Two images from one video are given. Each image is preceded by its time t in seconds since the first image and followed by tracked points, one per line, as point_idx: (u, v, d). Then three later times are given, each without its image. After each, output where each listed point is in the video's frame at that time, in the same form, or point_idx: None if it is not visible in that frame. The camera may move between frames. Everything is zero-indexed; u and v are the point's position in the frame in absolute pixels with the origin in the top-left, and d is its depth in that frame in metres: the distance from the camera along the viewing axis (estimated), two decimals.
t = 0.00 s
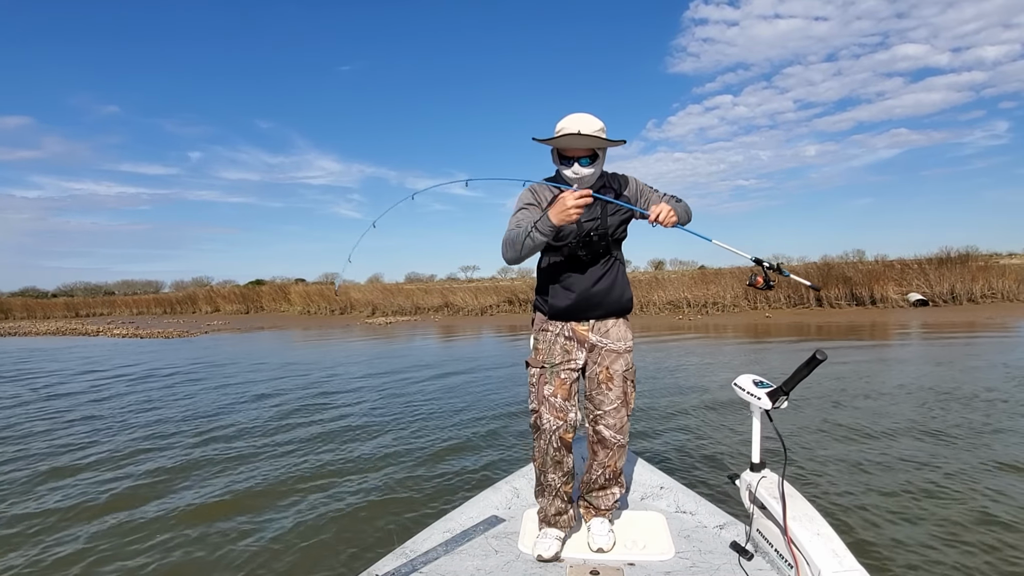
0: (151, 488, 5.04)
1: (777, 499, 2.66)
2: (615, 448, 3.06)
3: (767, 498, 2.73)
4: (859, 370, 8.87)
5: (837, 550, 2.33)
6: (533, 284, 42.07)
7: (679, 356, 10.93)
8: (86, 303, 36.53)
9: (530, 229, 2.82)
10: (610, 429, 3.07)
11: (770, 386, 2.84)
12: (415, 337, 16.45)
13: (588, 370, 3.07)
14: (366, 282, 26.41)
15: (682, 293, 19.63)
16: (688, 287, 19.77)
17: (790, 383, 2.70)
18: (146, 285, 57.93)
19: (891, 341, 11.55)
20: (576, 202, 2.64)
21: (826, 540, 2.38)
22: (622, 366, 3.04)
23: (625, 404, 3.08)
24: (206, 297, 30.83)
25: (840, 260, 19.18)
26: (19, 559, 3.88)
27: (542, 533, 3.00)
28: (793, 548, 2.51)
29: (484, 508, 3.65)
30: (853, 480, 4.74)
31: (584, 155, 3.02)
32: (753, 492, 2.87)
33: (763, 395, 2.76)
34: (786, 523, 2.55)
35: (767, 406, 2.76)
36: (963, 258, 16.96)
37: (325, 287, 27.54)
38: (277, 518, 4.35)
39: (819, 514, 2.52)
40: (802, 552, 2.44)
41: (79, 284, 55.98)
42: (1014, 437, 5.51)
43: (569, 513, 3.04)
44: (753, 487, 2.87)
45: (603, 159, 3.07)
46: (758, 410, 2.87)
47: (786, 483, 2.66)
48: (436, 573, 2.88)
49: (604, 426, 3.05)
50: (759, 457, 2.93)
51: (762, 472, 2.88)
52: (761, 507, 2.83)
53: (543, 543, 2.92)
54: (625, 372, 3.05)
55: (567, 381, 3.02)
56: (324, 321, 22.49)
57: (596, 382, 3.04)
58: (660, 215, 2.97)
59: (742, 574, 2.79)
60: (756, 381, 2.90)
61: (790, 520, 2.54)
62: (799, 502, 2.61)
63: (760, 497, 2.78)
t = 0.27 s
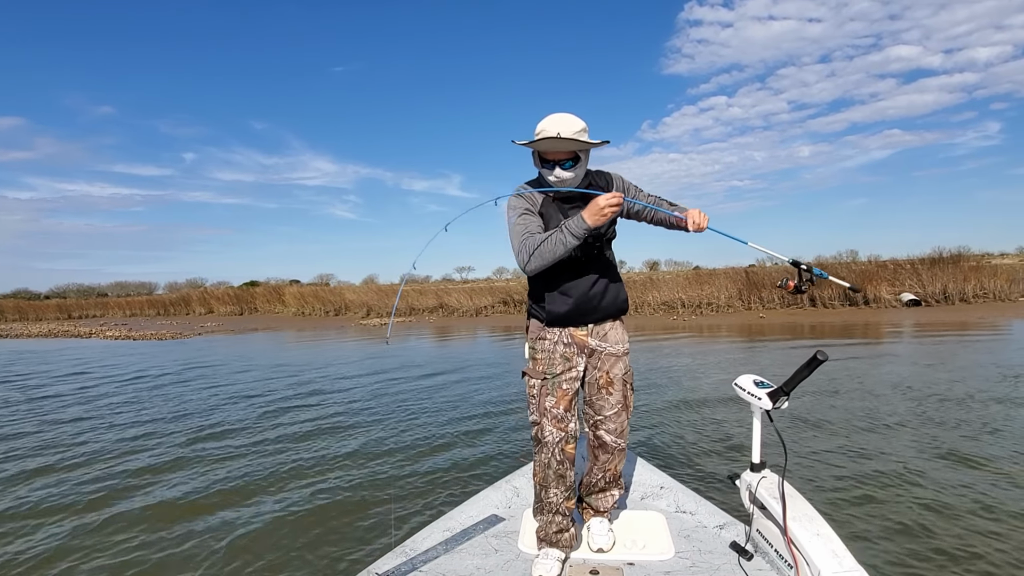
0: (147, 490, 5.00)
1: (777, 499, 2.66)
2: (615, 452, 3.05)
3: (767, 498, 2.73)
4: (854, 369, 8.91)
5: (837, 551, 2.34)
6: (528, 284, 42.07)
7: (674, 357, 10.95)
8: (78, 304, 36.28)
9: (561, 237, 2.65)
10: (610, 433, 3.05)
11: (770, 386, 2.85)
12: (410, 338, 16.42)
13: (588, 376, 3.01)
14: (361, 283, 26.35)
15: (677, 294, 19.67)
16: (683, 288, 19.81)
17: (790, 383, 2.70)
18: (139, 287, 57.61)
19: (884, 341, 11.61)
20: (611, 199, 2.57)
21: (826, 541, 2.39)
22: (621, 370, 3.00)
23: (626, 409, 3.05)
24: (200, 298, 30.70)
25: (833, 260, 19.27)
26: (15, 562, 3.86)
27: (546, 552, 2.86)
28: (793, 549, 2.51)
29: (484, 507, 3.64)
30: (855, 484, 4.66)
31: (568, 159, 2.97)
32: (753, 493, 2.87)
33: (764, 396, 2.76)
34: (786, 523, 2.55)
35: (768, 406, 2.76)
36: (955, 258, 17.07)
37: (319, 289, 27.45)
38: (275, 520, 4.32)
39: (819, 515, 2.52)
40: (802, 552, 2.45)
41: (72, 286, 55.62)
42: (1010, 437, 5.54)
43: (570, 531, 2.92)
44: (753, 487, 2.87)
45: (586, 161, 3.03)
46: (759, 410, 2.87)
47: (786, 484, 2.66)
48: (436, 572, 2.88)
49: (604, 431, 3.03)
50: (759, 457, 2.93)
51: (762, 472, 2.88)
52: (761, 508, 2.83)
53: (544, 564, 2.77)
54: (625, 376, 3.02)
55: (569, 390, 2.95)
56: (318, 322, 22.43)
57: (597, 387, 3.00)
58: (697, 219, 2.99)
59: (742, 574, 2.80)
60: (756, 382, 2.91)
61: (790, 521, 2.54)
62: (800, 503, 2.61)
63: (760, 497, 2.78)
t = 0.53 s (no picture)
0: (143, 490, 4.99)
1: (778, 498, 2.66)
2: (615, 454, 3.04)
3: (768, 497, 2.73)
4: (848, 369, 8.95)
5: (839, 550, 2.35)
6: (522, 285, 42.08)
7: (670, 357, 10.98)
8: (69, 306, 36.03)
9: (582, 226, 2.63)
10: (610, 436, 3.04)
11: (772, 385, 2.85)
12: (404, 339, 16.39)
13: (585, 379, 3.02)
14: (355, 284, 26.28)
15: (671, 294, 19.72)
16: (677, 288, 19.86)
17: (791, 382, 2.71)
18: (131, 288, 57.24)
19: (877, 340, 11.68)
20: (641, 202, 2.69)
21: (828, 540, 2.39)
22: (618, 371, 3.00)
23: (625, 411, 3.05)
24: (193, 299, 30.56)
25: (827, 260, 19.37)
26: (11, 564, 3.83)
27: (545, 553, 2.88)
28: (795, 548, 2.52)
29: (486, 507, 3.64)
30: (850, 487, 4.59)
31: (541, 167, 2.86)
32: (754, 492, 2.87)
33: (765, 395, 2.77)
34: (788, 522, 2.56)
35: (769, 405, 2.76)
36: (946, 258, 17.19)
37: (313, 289, 27.36)
38: (275, 521, 4.32)
39: (821, 514, 2.53)
40: (804, 552, 2.45)
41: (63, 287, 55.22)
42: (1006, 436, 5.57)
43: (570, 532, 2.93)
44: (754, 486, 2.87)
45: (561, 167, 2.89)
46: (760, 409, 2.87)
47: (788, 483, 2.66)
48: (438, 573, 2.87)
49: (604, 434, 3.02)
50: (760, 457, 2.93)
51: (763, 471, 2.88)
52: (763, 507, 2.83)
53: (546, 565, 2.77)
54: (622, 376, 3.02)
55: (562, 395, 2.94)
56: (312, 323, 22.36)
57: (594, 390, 3.00)
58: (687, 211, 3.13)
59: (744, 574, 2.80)
60: (757, 381, 2.91)
61: (791, 520, 2.55)
62: (801, 502, 2.62)
63: (761, 497, 2.79)
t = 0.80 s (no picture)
0: (142, 492, 4.98)
1: (781, 495, 2.67)
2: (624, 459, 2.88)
3: (770, 495, 2.74)
4: (843, 369, 9.00)
5: (842, 547, 2.36)
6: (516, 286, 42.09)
7: (666, 357, 11.00)
8: (61, 305, 35.76)
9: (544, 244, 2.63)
10: (621, 440, 2.89)
11: (773, 382, 2.87)
12: (399, 339, 16.35)
13: (585, 384, 2.98)
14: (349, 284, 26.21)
15: (666, 294, 19.76)
16: (672, 288, 19.90)
17: (793, 380, 2.72)
18: (123, 287, 56.89)
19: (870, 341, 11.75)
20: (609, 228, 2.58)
21: (832, 537, 2.40)
22: (617, 368, 2.96)
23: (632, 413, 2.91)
24: (186, 299, 30.41)
25: (820, 261, 19.47)
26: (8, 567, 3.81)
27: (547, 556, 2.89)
28: (797, 545, 2.53)
29: (488, 507, 3.64)
30: (850, 491, 4.54)
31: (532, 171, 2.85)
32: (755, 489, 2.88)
33: (767, 392, 2.78)
34: (791, 519, 2.57)
35: (771, 403, 2.78)
36: (938, 259, 17.32)
37: (307, 289, 27.27)
38: (274, 523, 4.30)
39: (824, 511, 2.54)
40: (807, 549, 2.47)
41: (54, 286, 54.82)
42: (1003, 436, 5.60)
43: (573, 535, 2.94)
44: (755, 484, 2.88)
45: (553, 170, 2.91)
46: (762, 407, 2.89)
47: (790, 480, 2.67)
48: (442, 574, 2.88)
49: (613, 438, 2.88)
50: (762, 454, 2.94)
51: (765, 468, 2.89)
52: (765, 504, 2.84)
53: (549, 565, 2.79)
54: (624, 371, 2.96)
55: (555, 408, 2.89)
56: (306, 323, 22.28)
57: (594, 392, 2.95)
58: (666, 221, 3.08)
59: (748, 572, 2.81)
60: (759, 379, 2.93)
61: (794, 517, 2.56)
62: (804, 499, 2.63)
63: (763, 494, 2.80)
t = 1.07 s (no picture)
0: (139, 490, 4.94)
1: (780, 494, 2.68)
2: (617, 509, 2.56)
3: (770, 494, 2.75)
4: (837, 370, 9.05)
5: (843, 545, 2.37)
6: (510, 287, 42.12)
7: (661, 358, 11.03)
8: (52, 305, 35.55)
9: (469, 361, 2.68)
10: (614, 481, 2.60)
11: (772, 381, 2.87)
12: (393, 340, 16.32)
13: (587, 418, 2.78)
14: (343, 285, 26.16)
15: (660, 296, 19.81)
16: (666, 289, 19.94)
17: (791, 378, 2.73)
18: (115, 287, 56.60)
19: (862, 342, 11.82)
20: (494, 413, 2.47)
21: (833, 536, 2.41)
22: (621, 403, 2.71)
23: (630, 453, 2.62)
24: (179, 299, 30.28)
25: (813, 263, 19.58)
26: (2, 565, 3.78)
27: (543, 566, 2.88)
28: (797, 543, 2.54)
29: (488, 507, 3.63)
30: (851, 494, 4.51)
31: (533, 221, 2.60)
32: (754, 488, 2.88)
33: (766, 392, 2.78)
34: (791, 518, 2.58)
35: (770, 402, 2.78)
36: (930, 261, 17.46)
37: (300, 290, 27.20)
38: (270, 521, 4.29)
39: (824, 509, 2.55)
40: (807, 547, 2.48)
41: (45, 286, 54.45)
42: (998, 437, 5.63)
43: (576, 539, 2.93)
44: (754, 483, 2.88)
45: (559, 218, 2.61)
46: (761, 406, 2.89)
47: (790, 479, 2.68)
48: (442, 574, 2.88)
49: (603, 477, 2.62)
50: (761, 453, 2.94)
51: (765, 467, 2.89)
52: (765, 503, 2.84)
53: (550, 566, 2.81)
54: (628, 407, 2.70)
55: (552, 442, 2.77)
56: (300, 324, 22.22)
57: (594, 428, 2.72)
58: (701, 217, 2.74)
59: (749, 571, 2.82)
60: (758, 378, 2.94)
61: (794, 516, 2.57)
62: (804, 497, 2.63)
63: (762, 493, 2.80)
